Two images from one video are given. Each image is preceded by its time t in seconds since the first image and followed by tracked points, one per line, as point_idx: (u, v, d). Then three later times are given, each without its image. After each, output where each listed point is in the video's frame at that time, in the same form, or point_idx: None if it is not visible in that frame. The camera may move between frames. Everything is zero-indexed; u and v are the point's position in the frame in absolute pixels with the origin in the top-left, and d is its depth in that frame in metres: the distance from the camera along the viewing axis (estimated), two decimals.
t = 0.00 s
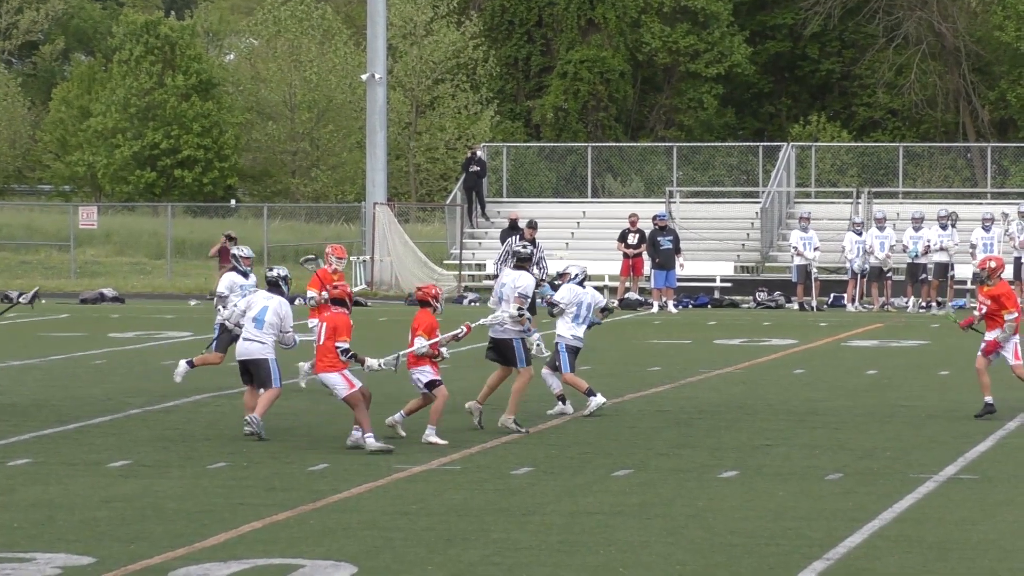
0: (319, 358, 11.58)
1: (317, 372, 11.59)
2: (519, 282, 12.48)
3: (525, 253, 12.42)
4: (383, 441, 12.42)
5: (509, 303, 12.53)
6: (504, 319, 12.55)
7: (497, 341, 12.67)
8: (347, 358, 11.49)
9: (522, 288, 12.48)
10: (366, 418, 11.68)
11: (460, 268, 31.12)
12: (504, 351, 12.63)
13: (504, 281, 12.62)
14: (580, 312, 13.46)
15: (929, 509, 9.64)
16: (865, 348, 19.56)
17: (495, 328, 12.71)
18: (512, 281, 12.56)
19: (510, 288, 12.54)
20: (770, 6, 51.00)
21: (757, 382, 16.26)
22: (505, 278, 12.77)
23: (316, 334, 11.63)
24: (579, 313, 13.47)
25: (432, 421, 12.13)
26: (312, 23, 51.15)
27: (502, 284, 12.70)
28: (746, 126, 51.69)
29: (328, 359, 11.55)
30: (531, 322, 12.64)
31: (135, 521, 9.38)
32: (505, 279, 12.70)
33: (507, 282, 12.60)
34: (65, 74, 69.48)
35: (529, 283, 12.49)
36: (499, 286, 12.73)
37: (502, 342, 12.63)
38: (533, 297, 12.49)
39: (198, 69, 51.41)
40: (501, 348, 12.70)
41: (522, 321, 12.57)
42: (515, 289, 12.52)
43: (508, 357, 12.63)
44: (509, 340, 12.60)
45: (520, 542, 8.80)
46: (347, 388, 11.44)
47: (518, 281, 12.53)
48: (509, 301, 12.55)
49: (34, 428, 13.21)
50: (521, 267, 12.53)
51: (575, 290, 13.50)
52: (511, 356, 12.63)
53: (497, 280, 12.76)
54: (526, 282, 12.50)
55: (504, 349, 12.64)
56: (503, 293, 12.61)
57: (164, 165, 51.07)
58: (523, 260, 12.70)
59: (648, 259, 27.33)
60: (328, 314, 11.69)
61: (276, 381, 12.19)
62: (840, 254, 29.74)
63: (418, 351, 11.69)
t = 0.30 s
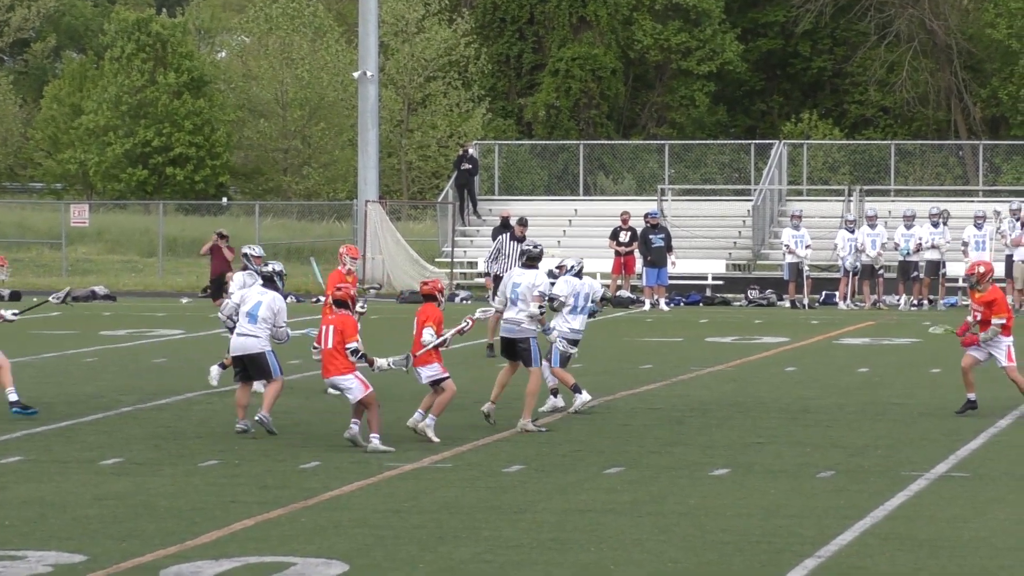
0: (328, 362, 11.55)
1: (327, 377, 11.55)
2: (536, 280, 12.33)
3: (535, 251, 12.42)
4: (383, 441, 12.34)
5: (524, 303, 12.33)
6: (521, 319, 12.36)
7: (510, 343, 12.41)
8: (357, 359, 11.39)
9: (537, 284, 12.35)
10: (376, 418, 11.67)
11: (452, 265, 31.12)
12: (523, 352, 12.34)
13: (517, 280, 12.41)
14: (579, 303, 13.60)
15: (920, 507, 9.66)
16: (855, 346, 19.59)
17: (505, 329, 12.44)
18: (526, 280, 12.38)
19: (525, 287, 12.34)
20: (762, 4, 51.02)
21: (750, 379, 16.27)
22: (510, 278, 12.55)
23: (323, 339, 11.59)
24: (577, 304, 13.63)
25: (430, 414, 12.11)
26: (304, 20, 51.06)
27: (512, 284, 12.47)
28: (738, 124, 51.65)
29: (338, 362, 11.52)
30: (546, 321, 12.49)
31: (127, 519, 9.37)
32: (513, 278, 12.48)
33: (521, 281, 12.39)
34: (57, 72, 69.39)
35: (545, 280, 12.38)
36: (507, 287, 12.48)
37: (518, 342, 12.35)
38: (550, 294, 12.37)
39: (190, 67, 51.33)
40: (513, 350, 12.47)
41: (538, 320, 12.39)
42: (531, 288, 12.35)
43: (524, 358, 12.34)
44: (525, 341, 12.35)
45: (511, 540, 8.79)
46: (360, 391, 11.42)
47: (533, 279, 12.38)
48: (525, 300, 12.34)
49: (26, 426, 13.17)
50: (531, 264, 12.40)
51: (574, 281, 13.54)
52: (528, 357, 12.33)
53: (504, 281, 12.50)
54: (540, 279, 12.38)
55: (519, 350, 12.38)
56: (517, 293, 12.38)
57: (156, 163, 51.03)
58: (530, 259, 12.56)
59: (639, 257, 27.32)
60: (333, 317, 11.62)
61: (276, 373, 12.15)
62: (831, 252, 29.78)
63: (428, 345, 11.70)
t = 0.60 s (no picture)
0: (325, 356, 11.53)
1: (325, 371, 11.52)
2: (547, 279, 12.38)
3: (540, 249, 12.42)
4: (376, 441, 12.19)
5: (535, 303, 12.34)
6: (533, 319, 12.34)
7: (520, 343, 12.38)
8: (355, 348, 11.42)
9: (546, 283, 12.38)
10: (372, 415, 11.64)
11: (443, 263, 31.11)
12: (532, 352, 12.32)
13: (525, 280, 12.40)
14: (574, 300, 13.87)
15: (910, 505, 9.66)
16: (846, 343, 19.60)
17: (513, 330, 12.38)
18: (535, 279, 12.41)
19: (536, 287, 12.37)
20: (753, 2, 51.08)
21: (741, 377, 16.27)
22: (513, 277, 12.50)
23: (319, 333, 11.60)
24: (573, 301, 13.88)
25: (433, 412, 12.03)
26: (295, 18, 50.98)
27: (517, 283, 12.43)
28: (729, 122, 51.66)
29: (337, 356, 11.49)
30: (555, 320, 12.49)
31: (117, 517, 9.34)
32: (518, 278, 12.45)
33: (530, 281, 12.39)
34: (48, 70, 69.28)
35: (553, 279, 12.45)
36: (512, 287, 12.43)
37: (530, 342, 12.33)
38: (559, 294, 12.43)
39: (181, 65, 51.22)
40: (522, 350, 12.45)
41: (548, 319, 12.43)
42: (542, 287, 12.39)
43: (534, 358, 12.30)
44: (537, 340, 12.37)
45: (501, 538, 8.78)
46: (359, 384, 11.43)
47: (542, 278, 12.42)
48: (536, 300, 12.35)
49: (16, 425, 13.12)
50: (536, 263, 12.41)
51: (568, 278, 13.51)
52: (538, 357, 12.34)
53: (510, 281, 12.45)
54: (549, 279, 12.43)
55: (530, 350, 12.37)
56: (525, 293, 12.37)
57: (146, 161, 50.99)
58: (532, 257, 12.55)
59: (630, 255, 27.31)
60: (329, 311, 11.67)
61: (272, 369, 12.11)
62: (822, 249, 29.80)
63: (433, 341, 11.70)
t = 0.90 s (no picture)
0: (316, 341, 11.55)
1: (315, 355, 11.53)
2: (550, 271, 12.73)
3: (537, 242, 12.75)
4: (362, 438, 12.18)
5: (541, 294, 12.71)
6: (540, 312, 12.72)
7: (527, 334, 12.76)
8: (345, 330, 11.42)
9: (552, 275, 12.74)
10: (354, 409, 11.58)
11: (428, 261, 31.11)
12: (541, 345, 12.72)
13: (529, 273, 12.75)
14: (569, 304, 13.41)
15: (895, 501, 9.68)
16: (831, 341, 19.62)
17: (520, 322, 12.76)
18: (539, 272, 12.75)
19: (541, 278, 12.71)
20: None
21: (726, 374, 16.28)
22: (516, 271, 12.85)
23: (310, 317, 11.57)
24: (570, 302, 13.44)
25: (440, 413, 12.00)
26: (281, 16, 50.84)
27: (521, 276, 12.79)
28: (714, 120, 51.69)
29: (326, 342, 11.50)
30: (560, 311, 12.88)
31: (103, 514, 9.32)
32: (521, 271, 12.80)
33: (534, 273, 12.74)
34: (32, 67, 69.10)
35: (556, 270, 12.80)
36: (516, 280, 12.79)
37: (538, 333, 12.71)
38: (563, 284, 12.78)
39: (166, 63, 50.98)
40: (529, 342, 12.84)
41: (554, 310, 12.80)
42: (547, 278, 12.74)
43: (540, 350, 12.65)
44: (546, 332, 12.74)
45: (488, 535, 8.77)
46: (344, 372, 11.40)
47: (545, 270, 12.76)
48: (542, 291, 12.71)
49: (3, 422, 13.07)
50: (537, 256, 12.74)
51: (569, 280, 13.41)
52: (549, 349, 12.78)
53: (513, 274, 12.80)
54: (552, 270, 12.78)
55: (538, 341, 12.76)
56: (530, 285, 12.73)
57: (132, 159, 50.89)
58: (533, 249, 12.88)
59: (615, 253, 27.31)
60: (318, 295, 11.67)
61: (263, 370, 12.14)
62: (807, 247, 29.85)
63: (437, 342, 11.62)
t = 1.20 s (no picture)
0: (306, 328, 11.55)
1: (302, 343, 11.52)
2: (551, 267, 12.66)
3: (536, 238, 12.59)
4: (348, 434, 12.17)
5: (542, 290, 12.63)
6: (542, 308, 12.63)
7: (528, 330, 12.66)
8: (334, 317, 11.41)
9: (550, 272, 12.65)
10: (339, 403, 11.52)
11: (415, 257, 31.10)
12: (542, 344, 12.67)
13: (530, 269, 12.65)
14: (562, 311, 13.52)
15: (882, 498, 9.69)
16: (818, 337, 19.64)
17: (521, 318, 12.63)
18: (539, 268, 12.67)
19: (542, 275, 12.64)
20: None
21: (714, 370, 16.30)
22: (515, 267, 12.73)
23: (299, 304, 11.59)
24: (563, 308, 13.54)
25: (427, 414, 11.92)
26: (267, 13, 50.81)
27: (521, 272, 12.68)
28: (701, 116, 51.73)
29: (316, 331, 11.51)
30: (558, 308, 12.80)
31: (89, 511, 9.29)
32: (521, 268, 12.69)
33: (535, 269, 12.66)
34: (18, 64, 68.95)
35: (555, 266, 12.75)
36: (517, 276, 12.67)
37: (540, 329, 12.64)
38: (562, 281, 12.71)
39: (153, 59, 50.88)
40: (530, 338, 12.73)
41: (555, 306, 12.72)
42: (547, 274, 12.66)
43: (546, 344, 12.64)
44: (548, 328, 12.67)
45: (474, 531, 8.77)
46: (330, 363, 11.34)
47: (546, 266, 12.69)
48: (543, 287, 12.64)
49: None
50: (537, 252, 12.63)
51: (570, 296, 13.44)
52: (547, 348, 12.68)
53: (514, 270, 12.68)
54: (552, 266, 12.71)
55: (540, 337, 12.68)
56: (531, 281, 12.64)
57: (118, 155, 50.86)
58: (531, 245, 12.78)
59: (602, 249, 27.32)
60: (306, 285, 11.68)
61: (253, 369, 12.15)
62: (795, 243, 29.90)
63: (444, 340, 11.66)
